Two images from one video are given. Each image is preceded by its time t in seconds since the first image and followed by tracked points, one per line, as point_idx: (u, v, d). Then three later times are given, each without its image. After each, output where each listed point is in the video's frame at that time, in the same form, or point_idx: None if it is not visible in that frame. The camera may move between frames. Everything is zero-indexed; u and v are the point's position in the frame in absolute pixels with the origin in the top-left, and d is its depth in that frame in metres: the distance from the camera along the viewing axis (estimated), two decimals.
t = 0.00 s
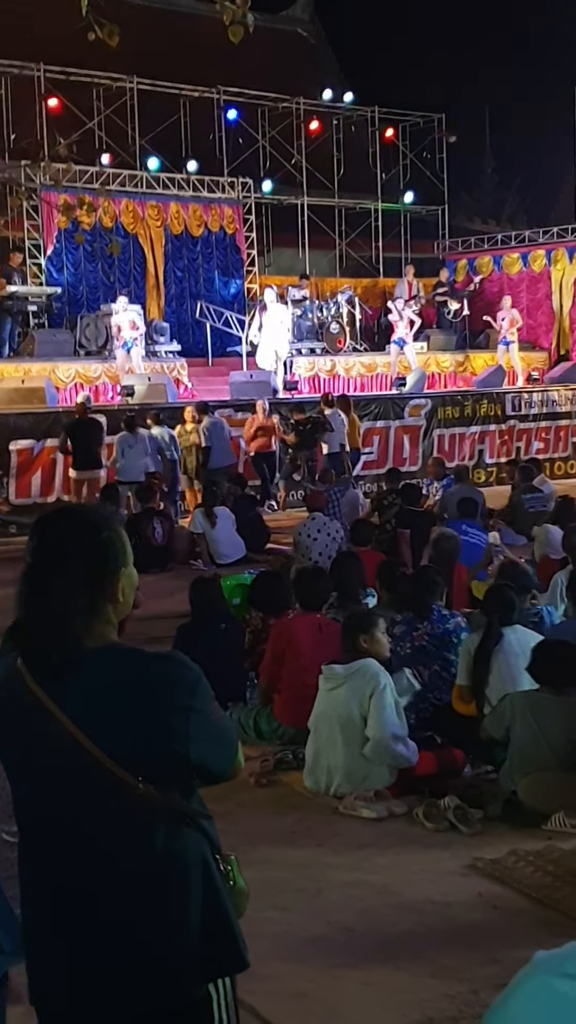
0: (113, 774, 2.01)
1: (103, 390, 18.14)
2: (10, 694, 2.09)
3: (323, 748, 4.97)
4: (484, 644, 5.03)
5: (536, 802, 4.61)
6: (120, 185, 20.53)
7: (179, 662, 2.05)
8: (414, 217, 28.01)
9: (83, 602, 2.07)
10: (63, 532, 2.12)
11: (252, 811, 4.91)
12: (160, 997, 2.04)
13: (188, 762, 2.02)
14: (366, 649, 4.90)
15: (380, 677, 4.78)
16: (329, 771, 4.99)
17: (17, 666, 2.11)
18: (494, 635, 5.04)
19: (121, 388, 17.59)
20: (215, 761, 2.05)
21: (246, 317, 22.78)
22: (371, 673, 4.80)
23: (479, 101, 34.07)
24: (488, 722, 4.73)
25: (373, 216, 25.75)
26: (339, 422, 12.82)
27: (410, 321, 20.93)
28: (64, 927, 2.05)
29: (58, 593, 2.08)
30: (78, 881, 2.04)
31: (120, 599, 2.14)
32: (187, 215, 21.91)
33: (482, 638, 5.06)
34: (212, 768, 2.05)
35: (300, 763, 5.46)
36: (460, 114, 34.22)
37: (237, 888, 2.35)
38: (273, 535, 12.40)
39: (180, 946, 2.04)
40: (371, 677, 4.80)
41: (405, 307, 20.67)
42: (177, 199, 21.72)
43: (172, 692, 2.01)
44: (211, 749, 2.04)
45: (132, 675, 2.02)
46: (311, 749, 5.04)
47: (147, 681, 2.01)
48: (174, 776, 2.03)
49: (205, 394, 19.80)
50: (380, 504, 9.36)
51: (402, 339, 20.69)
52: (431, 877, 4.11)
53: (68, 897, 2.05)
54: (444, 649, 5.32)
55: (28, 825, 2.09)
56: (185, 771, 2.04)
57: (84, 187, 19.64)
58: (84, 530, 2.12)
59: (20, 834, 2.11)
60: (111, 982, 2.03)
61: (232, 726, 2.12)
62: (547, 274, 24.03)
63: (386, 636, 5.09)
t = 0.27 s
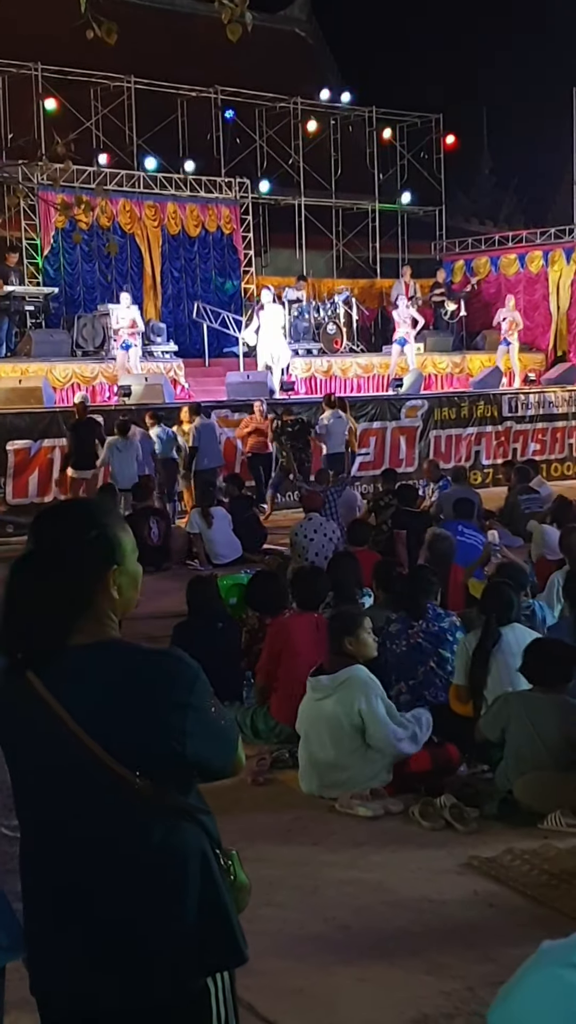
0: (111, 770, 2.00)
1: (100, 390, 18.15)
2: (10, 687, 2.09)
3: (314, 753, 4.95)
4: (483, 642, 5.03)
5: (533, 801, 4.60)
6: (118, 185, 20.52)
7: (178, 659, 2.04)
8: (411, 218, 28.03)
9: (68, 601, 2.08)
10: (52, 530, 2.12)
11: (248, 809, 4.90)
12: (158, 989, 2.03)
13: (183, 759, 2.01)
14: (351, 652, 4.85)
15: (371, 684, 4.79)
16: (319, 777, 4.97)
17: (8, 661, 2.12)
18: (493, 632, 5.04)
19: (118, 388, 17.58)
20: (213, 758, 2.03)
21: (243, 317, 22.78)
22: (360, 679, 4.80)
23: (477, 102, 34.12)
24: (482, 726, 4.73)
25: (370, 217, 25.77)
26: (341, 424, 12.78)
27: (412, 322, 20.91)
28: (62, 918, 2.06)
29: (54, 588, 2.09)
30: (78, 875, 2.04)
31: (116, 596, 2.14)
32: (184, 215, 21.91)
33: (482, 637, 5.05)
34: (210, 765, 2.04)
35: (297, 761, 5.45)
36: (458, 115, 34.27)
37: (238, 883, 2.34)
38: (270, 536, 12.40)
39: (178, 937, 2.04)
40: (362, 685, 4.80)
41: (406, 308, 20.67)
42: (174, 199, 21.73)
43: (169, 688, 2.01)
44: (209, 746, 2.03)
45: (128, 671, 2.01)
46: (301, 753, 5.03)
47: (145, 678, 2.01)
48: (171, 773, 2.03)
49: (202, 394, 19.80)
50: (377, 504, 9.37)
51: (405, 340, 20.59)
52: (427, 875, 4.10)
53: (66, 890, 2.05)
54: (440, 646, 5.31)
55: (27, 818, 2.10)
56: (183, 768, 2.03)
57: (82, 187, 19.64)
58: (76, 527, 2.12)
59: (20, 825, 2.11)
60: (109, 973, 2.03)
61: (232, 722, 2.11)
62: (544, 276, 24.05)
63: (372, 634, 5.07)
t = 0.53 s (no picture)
0: (105, 776, 2.01)
1: (99, 390, 18.12)
2: (7, 691, 2.10)
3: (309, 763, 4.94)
4: (480, 647, 5.05)
5: (527, 806, 4.62)
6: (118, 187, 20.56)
7: (175, 667, 2.05)
8: (410, 222, 28.09)
9: (68, 602, 2.09)
10: (48, 535, 2.14)
11: (243, 812, 4.92)
12: (151, 991, 2.05)
13: (176, 766, 2.02)
14: (340, 659, 4.85)
15: (363, 693, 4.79)
16: (317, 788, 4.95)
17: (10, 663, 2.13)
18: (490, 636, 5.04)
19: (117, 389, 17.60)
20: (206, 765, 2.04)
21: (242, 319, 22.80)
22: (350, 690, 4.80)
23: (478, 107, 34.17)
24: (477, 732, 4.73)
25: (370, 221, 25.81)
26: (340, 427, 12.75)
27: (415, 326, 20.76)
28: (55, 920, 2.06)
29: (54, 592, 2.10)
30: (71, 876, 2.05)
31: (115, 602, 2.16)
32: (184, 218, 21.96)
33: (479, 641, 5.07)
34: (203, 771, 2.05)
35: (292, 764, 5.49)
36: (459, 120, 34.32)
37: (231, 884, 2.33)
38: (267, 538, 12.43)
39: (171, 936, 2.06)
40: (354, 695, 4.79)
41: (409, 313, 20.62)
42: (174, 201, 21.76)
43: (164, 694, 2.02)
44: (202, 755, 2.04)
45: (124, 678, 2.03)
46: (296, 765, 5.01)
47: (139, 684, 2.02)
48: (164, 779, 2.04)
49: (200, 396, 19.82)
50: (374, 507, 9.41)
51: (406, 344, 20.58)
52: (420, 881, 4.12)
53: (59, 895, 2.06)
54: (436, 649, 5.34)
55: (20, 821, 2.10)
56: (176, 775, 2.04)
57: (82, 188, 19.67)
58: (74, 529, 2.13)
59: (14, 828, 2.12)
60: (103, 975, 2.04)
61: (228, 729, 2.12)
62: (543, 281, 24.07)
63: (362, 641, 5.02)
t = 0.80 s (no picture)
0: (99, 781, 2.00)
1: (93, 396, 18.14)
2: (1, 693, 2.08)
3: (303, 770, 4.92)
4: (469, 656, 5.06)
5: (518, 816, 4.59)
6: (116, 192, 20.58)
7: (173, 675, 2.05)
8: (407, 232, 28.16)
9: (78, 603, 2.06)
10: (51, 537, 2.11)
11: (233, 821, 4.90)
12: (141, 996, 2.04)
13: (172, 774, 2.02)
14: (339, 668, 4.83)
15: (361, 702, 4.79)
16: (306, 794, 4.94)
17: (9, 666, 2.10)
18: (479, 645, 5.07)
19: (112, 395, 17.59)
20: (201, 773, 2.05)
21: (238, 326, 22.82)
22: (352, 698, 4.79)
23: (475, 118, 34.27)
24: (469, 742, 4.76)
25: (367, 229, 25.86)
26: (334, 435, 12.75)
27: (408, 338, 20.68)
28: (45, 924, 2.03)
29: (54, 593, 2.07)
30: (61, 879, 2.02)
31: (115, 605, 2.15)
32: (181, 224, 22.00)
33: (468, 650, 5.08)
34: (197, 778, 2.05)
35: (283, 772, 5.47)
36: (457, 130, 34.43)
37: (217, 889, 2.34)
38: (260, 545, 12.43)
39: (162, 939, 2.05)
40: (352, 703, 4.79)
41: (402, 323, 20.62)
42: (171, 208, 21.80)
43: (162, 703, 2.01)
44: (198, 762, 2.05)
45: (122, 683, 2.01)
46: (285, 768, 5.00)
47: (138, 691, 2.01)
48: (159, 786, 2.03)
49: (195, 402, 19.80)
50: (368, 516, 9.42)
51: (400, 355, 20.52)
52: (411, 890, 4.11)
53: (50, 901, 2.03)
54: (428, 658, 5.32)
55: (11, 823, 2.08)
56: (171, 782, 2.04)
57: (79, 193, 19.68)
58: (80, 530, 2.12)
59: (4, 831, 2.09)
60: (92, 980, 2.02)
61: (220, 737, 2.13)
62: (539, 291, 24.11)
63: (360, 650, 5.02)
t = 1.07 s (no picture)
0: (86, 786, 1.97)
1: (83, 402, 18.15)
2: None
3: (294, 772, 4.93)
4: (456, 665, 5.04)
5: (505, 824, 4.58)
6: (106, 198, 20.59)
7: (160, 681, 2.05)
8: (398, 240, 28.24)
9: (74, 605, 2.04)
10: (44, 538, 2.10)
11: (220, 827, 4.89)
12: (127, 1002, 2.02)
13: (160, 782, 2.01)
14: (351, 677, 4.86)
15: (365, 711, 4.78)
16: (295, 790, 4.95)
17: None
18: (467, 654, 5.06)
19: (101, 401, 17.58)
20: (189, 781, 2.04)
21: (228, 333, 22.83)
22: (357, 707, 4.79)
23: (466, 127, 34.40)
24: (457, 749, 4.75)
25: (357, 237, 25.92)
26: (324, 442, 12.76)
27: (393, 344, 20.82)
28: (29, 932, 1.97)
29: (42, 598, 2.04)
30: (48, 888, 1.97)
31: (105, 609, 2.12)
32: (172, 231, 21.95)
33: (455, 659, 5.06)
34: (184, 785, 2.04)
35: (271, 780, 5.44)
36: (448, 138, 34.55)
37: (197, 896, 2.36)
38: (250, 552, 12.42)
39: (145, 948, 2.02)
40: (356, 711, 4.79)
41: (384, 330, 20.61)
42: (162, 214, 21.77)
43: (149, 709, 2.01)
44: (185, 769, 2.04)
45: (114, 688, 2.01)
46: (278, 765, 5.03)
47: (127, 698, 2.01)
48: (146, 793, 2.02)
49: (185, 408, 19.79)
50: (358, 523, 9.42)
51: (385, 363, 20.59)
52: (398, 898, 4.10)
53: (35, 910, 1.97)
54: (420, 667, 5.38)
55: None
56: (158, 790, 2.03)
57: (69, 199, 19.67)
58: (71, 538, 2.10)
59: None
60: (78, 987, 1.99)
61: (205, 743, 2.13)
62: (528, 300, 24.16)
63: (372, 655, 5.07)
